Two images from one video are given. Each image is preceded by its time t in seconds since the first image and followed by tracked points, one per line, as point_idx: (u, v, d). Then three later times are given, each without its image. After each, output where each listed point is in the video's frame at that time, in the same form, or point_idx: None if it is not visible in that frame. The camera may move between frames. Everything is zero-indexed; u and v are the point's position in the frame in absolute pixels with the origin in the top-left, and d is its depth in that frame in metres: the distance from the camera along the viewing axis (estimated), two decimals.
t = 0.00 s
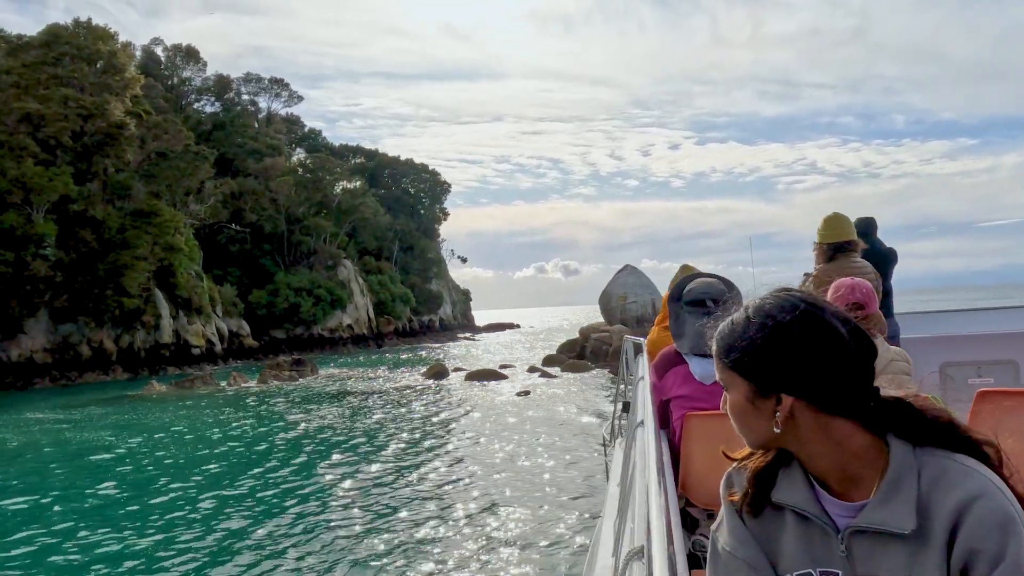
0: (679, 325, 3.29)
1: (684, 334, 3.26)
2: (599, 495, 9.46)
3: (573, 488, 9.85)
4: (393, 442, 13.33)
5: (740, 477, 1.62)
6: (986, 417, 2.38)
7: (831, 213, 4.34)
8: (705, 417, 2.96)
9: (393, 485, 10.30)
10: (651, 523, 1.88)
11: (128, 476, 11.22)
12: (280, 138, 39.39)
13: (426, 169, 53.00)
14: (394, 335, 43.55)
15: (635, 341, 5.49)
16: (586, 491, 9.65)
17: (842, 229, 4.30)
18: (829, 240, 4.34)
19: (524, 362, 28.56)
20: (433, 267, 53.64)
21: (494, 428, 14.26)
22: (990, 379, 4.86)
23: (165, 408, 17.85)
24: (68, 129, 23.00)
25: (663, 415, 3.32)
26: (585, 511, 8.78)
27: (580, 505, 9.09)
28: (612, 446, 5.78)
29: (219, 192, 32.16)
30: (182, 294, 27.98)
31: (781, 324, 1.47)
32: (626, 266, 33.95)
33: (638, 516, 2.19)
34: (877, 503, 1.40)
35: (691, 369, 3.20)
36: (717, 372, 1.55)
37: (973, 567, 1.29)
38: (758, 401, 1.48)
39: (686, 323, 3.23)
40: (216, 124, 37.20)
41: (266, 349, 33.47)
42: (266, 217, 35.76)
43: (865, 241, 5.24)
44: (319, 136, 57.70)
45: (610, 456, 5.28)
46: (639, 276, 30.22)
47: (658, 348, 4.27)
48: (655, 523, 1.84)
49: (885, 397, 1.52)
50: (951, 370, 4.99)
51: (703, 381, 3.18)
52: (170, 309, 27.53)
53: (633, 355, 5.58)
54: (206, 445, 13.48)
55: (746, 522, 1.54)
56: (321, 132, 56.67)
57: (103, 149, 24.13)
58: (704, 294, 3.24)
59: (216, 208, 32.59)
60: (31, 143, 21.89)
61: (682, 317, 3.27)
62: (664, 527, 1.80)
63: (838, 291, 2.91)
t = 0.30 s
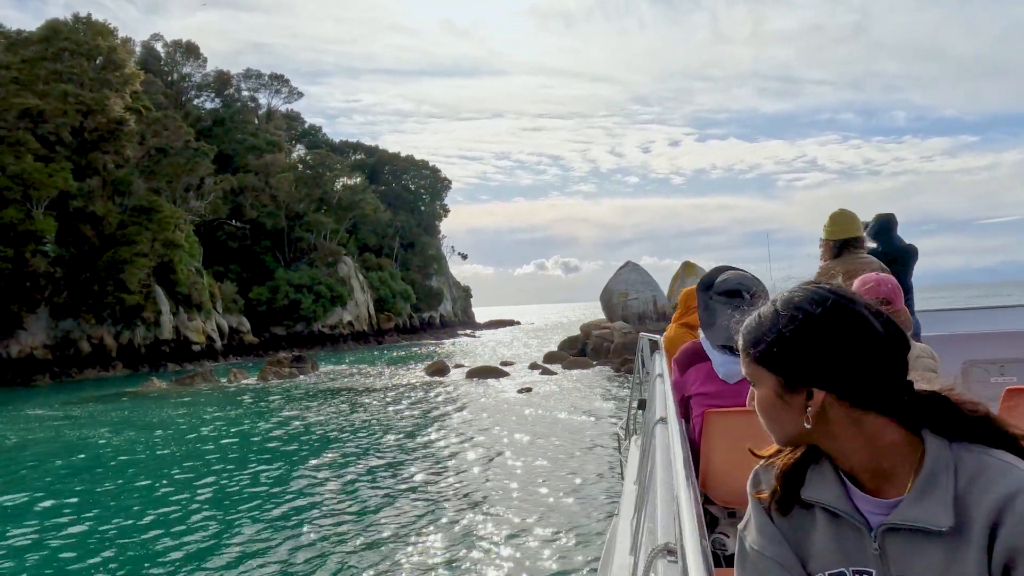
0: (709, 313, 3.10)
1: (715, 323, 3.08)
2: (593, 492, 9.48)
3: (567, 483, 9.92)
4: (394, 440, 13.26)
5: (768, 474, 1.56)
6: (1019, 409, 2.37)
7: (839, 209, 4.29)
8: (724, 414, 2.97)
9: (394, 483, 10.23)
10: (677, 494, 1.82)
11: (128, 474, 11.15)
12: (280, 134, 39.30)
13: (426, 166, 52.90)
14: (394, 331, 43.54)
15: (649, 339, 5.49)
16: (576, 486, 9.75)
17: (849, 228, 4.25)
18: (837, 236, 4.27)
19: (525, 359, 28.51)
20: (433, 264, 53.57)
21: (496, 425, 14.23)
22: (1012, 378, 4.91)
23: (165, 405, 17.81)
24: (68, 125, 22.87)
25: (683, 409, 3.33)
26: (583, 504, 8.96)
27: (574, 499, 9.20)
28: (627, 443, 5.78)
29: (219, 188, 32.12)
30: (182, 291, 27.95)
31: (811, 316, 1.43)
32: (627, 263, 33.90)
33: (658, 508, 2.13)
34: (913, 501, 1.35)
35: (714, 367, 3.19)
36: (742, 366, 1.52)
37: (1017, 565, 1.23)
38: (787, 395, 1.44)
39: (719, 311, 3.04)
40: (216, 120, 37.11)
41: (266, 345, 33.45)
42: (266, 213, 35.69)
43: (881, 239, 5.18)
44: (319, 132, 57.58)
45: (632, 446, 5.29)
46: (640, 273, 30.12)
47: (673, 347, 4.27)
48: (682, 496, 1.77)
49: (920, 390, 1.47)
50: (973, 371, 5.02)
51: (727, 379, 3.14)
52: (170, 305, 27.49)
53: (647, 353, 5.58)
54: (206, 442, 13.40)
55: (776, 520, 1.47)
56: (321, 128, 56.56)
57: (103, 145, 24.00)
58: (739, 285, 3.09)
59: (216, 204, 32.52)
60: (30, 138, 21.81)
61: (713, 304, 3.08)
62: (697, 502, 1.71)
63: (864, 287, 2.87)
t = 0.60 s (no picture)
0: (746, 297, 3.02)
1: (750, 307, 3.01)
2: (593, 489, 9.42)
3: (561, 480, 9.88)
4: (393, 437, 13.19)
5: (806, 451, 1.48)
6: None
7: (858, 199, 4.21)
8: (749, 407, 2.99)
9: (391, 480, 10.15)
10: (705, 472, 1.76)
11: (125, 471, 11.10)
12: (279, 130, 39.23)
13: (426, 163, 52.78)
14: (394, 328, 43.48)
15: (665, 333, 5.34)
16: (567, 482, 9.75)
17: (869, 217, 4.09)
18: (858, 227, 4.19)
19: (525, 356, 28.46)
20: (433, 261, 53.48)
21: (498, 422, 14.18)
22: None
23: (164, 401, 17.74)
24: (67, 121, 22.76)
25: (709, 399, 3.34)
26: (564, 504, 8.82)
27: (562, 497, 9.12)
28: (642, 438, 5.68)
29: (218, 184, 32.07)
30: (181, 287, 27.83)
31: (857, 281, 1.37)
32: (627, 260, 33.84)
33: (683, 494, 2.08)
34: (963, 476, 1.27)
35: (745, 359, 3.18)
36: (783, 337, 1.48)
37: None
38: (830, 364, 1.39)
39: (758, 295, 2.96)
40: (215, 116, 36.99)
41: (266, 342, 33.39)
42: (266, 210, 35.61)
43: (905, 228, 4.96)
44: (319, 129, 57.49)
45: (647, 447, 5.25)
46: (641, 270, 30.09)
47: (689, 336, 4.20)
48: (712, 470, 1.71)
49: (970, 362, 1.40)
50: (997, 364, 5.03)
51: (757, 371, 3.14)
52: (169, 301, 27.39)
53: (662, 346, 5.46)
54: (203, 440, 13.34)
55: (814, 498, 1.39)
56: (321, 125, 56.48)
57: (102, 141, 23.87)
58: (774, 268, 3.00)
59: (216, 201, 32.45)
60: (29, 134, 21.72)
61: (747, 288, 3.01)
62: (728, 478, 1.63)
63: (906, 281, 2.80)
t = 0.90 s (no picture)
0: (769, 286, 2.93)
1: (774, 298, 2.95)
2: (595, 488, 9.36)
3: (554, 482, 9.64)
4: (388, 435, 13.14)
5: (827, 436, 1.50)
6: None
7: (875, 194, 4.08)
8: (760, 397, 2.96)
9: (384, 479, 10.09)
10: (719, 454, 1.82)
11: (117, 469, 11.04)
12: (278, 127, 39.14)
13: (425, 160, 52.67)
14: (393, 326, 43.44)
15: (675, 327, 5.24)
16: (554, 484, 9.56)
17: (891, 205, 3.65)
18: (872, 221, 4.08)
19: (524, 354, 28.44)
20: (432, 259, 53.39)
21: (498, 419, 14.17)
22: None
23: (162, 398, 17.72)
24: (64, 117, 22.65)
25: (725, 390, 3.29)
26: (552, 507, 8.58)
27: (547, 499, 8.94)
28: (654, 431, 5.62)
29: (216, 181, 32.03)
30: (179, 284, 27.75)
31: (885, 257, 1.35)
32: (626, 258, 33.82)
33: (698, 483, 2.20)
34: (992, 459, 1.25)
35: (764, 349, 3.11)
36: (805, 318, 1.48)
37: None
38: (852, 343, 1.39)
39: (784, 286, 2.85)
40: (214, 113, 36.88)
41: (264, 340, 33.35)
42: (264, 206, 35.51)
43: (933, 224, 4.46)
44: (317, 126, 57.43)
45: (657, 441, 5.24)
46: (640, 268, 30.06)
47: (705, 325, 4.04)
48: (726, 451, 1.76)
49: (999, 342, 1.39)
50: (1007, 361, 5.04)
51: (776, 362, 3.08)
52: (167, 298, 27.34)
53: (673, 341, 5.37)
54: (197, 437, 13.28)
55: (836, 484, 1.41)
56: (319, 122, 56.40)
57: (100, 138, 23.77)
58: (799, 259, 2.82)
59: (214, 197, 32.40)
60: (26, 130, 21.59)
61: (770, 278, 2.90)
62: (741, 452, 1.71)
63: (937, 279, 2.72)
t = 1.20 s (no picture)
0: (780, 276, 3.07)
1: (784, 288, 3.08)
2: (598, 484, 9.38)
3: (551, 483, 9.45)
4: (386, 432, 13.13)
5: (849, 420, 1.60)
6: None
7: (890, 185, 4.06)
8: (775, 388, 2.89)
9: (381, 476, 10.10)
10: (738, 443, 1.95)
11: (113, 465, 11.03)
12: (277, 123, 39.04)
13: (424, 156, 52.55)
14: (391, 323, 43.42)
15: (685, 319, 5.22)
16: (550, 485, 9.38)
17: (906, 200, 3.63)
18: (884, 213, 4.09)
19: (523, 351, 28.45)
20: (431, 256, 53.33)
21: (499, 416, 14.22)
22: None
23: (160, 395, 17.72)
24: (62, 112, 22.55)
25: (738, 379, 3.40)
26: (541, 515, 8.18)
27: (540, 502, 8.67)
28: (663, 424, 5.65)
29: (214, 177, 32.01)
30: (178, 280, 27.69)
31: (911, 239, 1.43)
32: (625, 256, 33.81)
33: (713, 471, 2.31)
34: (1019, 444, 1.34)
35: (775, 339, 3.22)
36: (830, 301, 1.55)
37: None
38: (878, 327, 1.46)
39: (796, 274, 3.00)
40: (213, 108, 36.76)
41: (263, 336, 33.33)
42: (262, 203, 35.42)
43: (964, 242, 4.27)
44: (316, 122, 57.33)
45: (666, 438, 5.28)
46: (640, 266, 30.05)
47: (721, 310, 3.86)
48: (748, 443, 1.88)
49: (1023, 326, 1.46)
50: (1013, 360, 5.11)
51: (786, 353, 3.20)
52: (166, 294, 27.29)
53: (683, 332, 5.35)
54: (193, 433, 13.26)
55: (859, 469, 1.51)
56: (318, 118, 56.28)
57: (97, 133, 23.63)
58: (807, 247, 2.95)
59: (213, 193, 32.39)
60: (22, 124, 21.46)
61: (779, 269, 3.05)
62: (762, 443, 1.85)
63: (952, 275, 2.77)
